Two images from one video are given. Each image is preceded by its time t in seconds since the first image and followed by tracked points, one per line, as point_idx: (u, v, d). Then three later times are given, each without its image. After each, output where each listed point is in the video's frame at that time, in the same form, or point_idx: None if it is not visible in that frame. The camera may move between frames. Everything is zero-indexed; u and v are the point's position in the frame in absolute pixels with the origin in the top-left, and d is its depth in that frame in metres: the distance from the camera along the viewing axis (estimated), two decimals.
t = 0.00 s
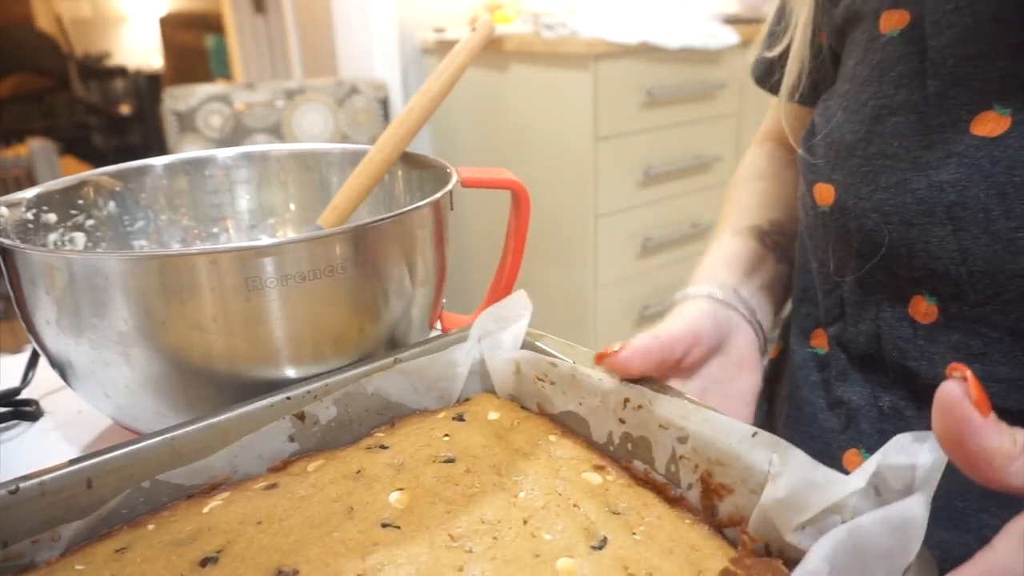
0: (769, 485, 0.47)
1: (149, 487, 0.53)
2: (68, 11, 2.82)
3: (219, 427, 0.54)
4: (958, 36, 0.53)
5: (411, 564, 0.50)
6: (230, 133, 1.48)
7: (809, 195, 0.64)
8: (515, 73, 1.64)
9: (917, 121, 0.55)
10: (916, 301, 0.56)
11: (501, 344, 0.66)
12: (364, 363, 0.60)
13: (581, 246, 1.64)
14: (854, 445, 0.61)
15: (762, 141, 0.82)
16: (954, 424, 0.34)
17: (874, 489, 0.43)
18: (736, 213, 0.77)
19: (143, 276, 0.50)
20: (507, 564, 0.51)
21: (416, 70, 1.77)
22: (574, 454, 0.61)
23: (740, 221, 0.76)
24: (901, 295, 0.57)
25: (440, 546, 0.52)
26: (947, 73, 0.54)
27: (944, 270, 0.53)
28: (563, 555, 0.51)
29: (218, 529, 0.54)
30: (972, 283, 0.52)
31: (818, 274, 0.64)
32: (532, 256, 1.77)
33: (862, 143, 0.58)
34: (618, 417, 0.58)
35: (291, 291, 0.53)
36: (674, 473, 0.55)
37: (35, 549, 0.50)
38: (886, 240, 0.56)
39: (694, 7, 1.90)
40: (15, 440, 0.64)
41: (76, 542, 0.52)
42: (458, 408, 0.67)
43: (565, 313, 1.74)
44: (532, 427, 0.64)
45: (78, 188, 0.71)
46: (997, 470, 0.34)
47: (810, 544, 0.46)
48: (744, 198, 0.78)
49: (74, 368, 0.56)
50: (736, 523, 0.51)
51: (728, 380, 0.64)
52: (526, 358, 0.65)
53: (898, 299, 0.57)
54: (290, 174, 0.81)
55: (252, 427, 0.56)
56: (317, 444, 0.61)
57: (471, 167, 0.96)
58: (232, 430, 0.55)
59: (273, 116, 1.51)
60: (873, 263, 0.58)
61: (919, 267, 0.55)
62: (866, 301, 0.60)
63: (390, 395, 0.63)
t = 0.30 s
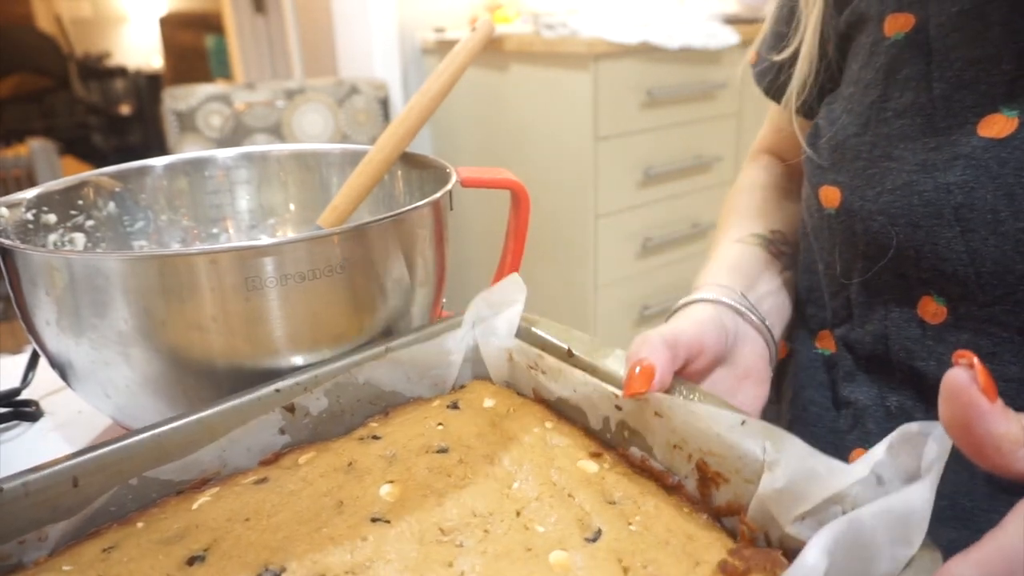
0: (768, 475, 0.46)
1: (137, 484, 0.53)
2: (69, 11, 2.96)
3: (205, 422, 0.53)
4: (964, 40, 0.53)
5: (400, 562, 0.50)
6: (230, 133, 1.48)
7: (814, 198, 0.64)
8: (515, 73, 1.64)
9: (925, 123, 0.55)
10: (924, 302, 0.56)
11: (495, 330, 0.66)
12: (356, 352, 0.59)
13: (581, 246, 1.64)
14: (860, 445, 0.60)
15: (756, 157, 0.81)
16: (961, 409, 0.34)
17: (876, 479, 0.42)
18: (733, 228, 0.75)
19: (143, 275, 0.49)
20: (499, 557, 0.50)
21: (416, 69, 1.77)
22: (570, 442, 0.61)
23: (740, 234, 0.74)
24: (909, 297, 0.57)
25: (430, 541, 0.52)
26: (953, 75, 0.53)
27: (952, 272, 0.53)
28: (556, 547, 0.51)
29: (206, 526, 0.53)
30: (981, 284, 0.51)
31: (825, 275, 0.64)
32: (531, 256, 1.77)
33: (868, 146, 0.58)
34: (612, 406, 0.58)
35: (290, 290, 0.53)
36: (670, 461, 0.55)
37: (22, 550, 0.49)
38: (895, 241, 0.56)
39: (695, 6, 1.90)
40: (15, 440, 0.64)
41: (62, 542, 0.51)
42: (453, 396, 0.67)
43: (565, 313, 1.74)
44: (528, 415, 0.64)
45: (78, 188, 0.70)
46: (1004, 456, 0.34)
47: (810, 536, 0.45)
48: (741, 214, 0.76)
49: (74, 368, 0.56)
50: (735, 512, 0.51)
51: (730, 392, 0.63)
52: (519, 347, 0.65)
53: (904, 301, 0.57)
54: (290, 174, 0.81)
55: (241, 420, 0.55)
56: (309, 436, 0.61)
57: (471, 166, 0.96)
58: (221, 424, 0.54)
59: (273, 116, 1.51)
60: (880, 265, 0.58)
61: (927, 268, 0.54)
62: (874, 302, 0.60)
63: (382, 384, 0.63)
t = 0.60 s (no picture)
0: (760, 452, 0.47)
1: (111, 484, 0.52)
2: (67, 11, 2.99)
3: (181, 416, 0.52)
4: (955, 43, 0.53)
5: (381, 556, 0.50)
6: (230, 133, 1.48)
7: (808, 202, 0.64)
8: (515, 73, 1.64)
9: (916, 127, 0.55)
10: (919, 303, 0.56)
11: (479, 309, 0.65)
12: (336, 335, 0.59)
13: (581, 246, 1.64)
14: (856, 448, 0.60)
15: (753, 161, 0.81)
16: (947, 408, 0.35)
17: (869, 452, 0.42)
18: (731, 224, 0.74)
19: (142, 271, 0.50)
20: (485, 546, 0.50)
21: (416, 70, 1.77)
22: (558, 423, 0.61)
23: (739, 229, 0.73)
24: (902, 300, 0.57)
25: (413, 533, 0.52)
26: (943, 78, 0.54)
27: (945, 274, 0.53)
28: (543, 533, 0.51)
29: (182, 524, 0.53)
30: (973, 287, 0.52)
31: (822, 280, 0.65)
32: (531, 255, 1.77)
33: (861, 150, 0.58)
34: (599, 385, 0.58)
35: (289, 285, 0.53)
36: (659, 439, 0.55)
37: None
38: (887, 245, 0.56)
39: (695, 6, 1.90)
40: (15, 440, 0.64)
41: (35, 545, 0.50)
42: (436, 380, 0.68)
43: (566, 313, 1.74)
44: (514, 398, 0.65)
45: (79, 189, 0.71)
46: (991, 453, 0.35)
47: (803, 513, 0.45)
48: (739, 211, 0.75)
49: (74, 367, 0.56)
50: (726, 489, 0.51)
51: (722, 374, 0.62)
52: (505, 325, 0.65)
53: (899, 302, 0.58)
54: (289, 177, 0.81)
55: (217, 413, 0.54)
56: (291, 425, 0.61)
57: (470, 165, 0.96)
58: (199, 417, 0.53)
59: (273, 116, 1.51)
60: (873, 269, 0.58)
61: (920, 270, 0.55)
62: (869, 304, 0.60)
63: (363, 370, 0.63)
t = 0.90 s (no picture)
0: (744, 463, 0.43)
1: (70, 505, 0.48)
2: (67, 11, 3.00)
3: (144, 433, 0.49)
4: (951, 46, 0.53)
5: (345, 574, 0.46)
6: (230, 133, 1.49)
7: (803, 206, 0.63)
8: (515, 73, 1.65)
9: (910, 132, 0.55)
10: (915, 309, 0.56)
11: (459, 314, 0.62)
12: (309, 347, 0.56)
13: (581, 246, 1.65)
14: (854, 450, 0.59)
15: (743, 167, 0.80)
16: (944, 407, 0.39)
17: (860, 459, 0.38)
18: (723, 228, 0.73)
19: (144, 275, 0.50)
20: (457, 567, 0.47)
21: (416, 70, 1.77)
22: (539, 432, 0.58)
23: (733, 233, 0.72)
24: (899, 304, 0.58)
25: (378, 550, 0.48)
26: (937, 81, 0.54)
27: (942, 280, 0.53)
28: (518, 553, 0.47)
29: (135, 548, 0.48)
30: (970, 292, 0.52)
31: (817, 284, 0.64)
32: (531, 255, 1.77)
33: (856, 154, 0.58)
34: (581, 390, 0.56)
35: (290, 289, 0.54)
36: (643, 448, 0.52)
37: None
38: (883, 249, 0.56)
39: (695, 6, 1.90)
40: (13, 440, 0.65)
41: None
42: (416, 388, 0.64)
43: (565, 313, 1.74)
44: (494, 406, 0.61)
45: (79, 188, 0.71)
46: (979, 449, 0.40)
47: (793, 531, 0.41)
48: (730, 215, 0.74)
49: (74, 368, 0.56)
50: (714, 501, 0.48)
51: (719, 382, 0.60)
52: (487, 330, 0.62)
53: (897, 309, 0.58)
54: (290, 175, 0.81)
55: (181, 429, 0.51)
56: (262, 439, 0.57)
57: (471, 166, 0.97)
58: (164, 433, 0.50)
59: (273, 116, 1.51)
60: (869, 273, 0.58)
61: (917, 276, 0.55)
62: (865, 309, 0.60)
63: (339, 379, 0.60)
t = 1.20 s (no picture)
0: (733, 510, 0.42)
1: (27, 527, 0.47)
2: (67, 10, 3.00)
3: (105, 451, 0.47)
4: (949, 50, 0.53)
5: None
6: (230, 133, 1.48)
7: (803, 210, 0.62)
8: (515, 73, 1.65)
9: (910, 136, 0.54)
10: (917, 312, 0.56)
11: (443, 327, 0.61)
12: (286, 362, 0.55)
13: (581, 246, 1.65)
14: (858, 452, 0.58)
15: (734, 176, 0.80)
16: (916, 395, 0.39)
17: (858, 516, 0.37)
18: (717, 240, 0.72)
19: (142, 275, 0.50)
20: None
21: (417, 70, 1.77)
22: (521, 459, 0.56)
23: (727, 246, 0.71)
24: (901, 308, 0.57)
25: None
26: (935, 84, 0.53)
27: (942, 283, 0.53)
28: None
29: None
30: (971, 296, 0.52)
31: (819, 288, 0.64)
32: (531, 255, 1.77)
33: (855, 159, 0.57)
34: (568, 419, 0.54)
35: (290, 289, 0.54)
36: (628, 483, 0.51)
37: None
38: (883, 254, 0.56)
39: (695, 6, 1.90)
40: (13, 440, 0.64)
41: None
42: (398, 406, 0.63)
43: (564, 313, 1.74)
44: (476, 428, 0.60)
45: (79, 188, 0.71)
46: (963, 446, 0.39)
47: None
48: (724, 227, 0.74)
49: (74, 368, 0.56)
50: (700, 545, 0.46)
51: (712, 408, 0.59)
52: (470, 346, 0.60)
53: (898, 312, 0.57)
54: (290, 174, 0.81)
55: (149, 447, 0.50)
56: (233, 456, 0.56)
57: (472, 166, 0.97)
58: (126, 451, 0.48)
59: (274, 116, 1.51)
60: (870, 278, 0.58)
61: (918, 281, 0.54)
62: (866, 312, 0.60)
63: (315, 395, 0.58)
